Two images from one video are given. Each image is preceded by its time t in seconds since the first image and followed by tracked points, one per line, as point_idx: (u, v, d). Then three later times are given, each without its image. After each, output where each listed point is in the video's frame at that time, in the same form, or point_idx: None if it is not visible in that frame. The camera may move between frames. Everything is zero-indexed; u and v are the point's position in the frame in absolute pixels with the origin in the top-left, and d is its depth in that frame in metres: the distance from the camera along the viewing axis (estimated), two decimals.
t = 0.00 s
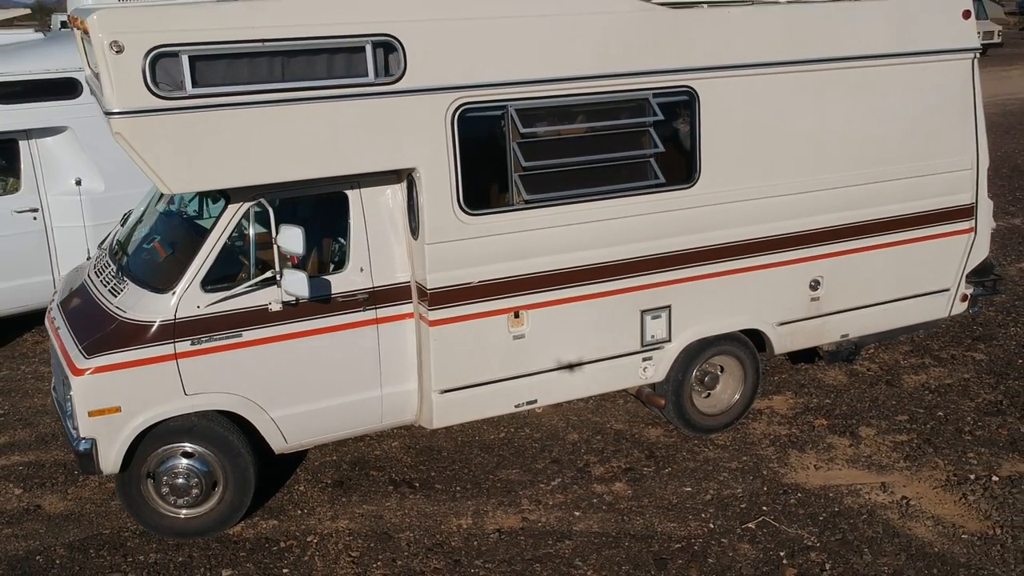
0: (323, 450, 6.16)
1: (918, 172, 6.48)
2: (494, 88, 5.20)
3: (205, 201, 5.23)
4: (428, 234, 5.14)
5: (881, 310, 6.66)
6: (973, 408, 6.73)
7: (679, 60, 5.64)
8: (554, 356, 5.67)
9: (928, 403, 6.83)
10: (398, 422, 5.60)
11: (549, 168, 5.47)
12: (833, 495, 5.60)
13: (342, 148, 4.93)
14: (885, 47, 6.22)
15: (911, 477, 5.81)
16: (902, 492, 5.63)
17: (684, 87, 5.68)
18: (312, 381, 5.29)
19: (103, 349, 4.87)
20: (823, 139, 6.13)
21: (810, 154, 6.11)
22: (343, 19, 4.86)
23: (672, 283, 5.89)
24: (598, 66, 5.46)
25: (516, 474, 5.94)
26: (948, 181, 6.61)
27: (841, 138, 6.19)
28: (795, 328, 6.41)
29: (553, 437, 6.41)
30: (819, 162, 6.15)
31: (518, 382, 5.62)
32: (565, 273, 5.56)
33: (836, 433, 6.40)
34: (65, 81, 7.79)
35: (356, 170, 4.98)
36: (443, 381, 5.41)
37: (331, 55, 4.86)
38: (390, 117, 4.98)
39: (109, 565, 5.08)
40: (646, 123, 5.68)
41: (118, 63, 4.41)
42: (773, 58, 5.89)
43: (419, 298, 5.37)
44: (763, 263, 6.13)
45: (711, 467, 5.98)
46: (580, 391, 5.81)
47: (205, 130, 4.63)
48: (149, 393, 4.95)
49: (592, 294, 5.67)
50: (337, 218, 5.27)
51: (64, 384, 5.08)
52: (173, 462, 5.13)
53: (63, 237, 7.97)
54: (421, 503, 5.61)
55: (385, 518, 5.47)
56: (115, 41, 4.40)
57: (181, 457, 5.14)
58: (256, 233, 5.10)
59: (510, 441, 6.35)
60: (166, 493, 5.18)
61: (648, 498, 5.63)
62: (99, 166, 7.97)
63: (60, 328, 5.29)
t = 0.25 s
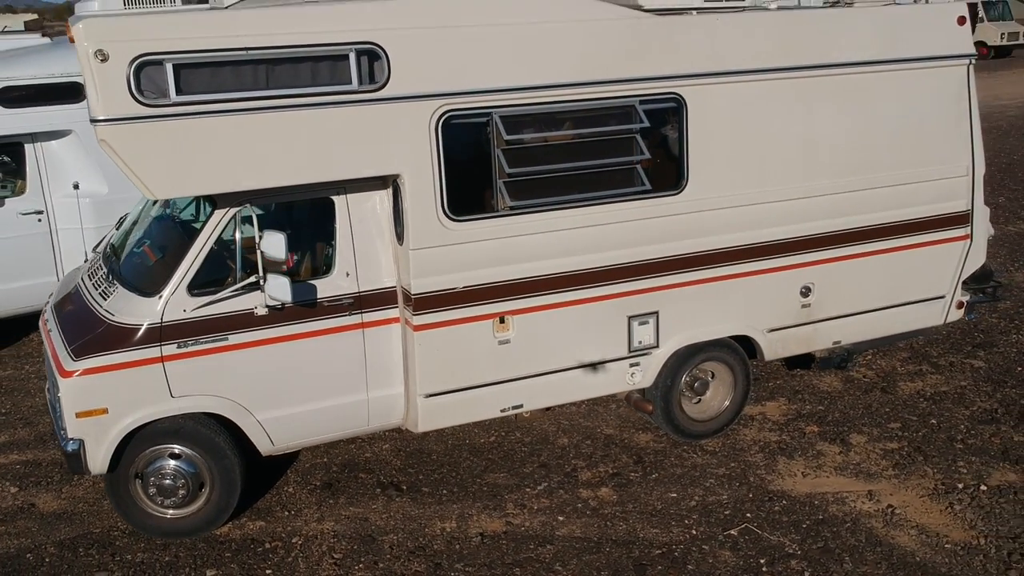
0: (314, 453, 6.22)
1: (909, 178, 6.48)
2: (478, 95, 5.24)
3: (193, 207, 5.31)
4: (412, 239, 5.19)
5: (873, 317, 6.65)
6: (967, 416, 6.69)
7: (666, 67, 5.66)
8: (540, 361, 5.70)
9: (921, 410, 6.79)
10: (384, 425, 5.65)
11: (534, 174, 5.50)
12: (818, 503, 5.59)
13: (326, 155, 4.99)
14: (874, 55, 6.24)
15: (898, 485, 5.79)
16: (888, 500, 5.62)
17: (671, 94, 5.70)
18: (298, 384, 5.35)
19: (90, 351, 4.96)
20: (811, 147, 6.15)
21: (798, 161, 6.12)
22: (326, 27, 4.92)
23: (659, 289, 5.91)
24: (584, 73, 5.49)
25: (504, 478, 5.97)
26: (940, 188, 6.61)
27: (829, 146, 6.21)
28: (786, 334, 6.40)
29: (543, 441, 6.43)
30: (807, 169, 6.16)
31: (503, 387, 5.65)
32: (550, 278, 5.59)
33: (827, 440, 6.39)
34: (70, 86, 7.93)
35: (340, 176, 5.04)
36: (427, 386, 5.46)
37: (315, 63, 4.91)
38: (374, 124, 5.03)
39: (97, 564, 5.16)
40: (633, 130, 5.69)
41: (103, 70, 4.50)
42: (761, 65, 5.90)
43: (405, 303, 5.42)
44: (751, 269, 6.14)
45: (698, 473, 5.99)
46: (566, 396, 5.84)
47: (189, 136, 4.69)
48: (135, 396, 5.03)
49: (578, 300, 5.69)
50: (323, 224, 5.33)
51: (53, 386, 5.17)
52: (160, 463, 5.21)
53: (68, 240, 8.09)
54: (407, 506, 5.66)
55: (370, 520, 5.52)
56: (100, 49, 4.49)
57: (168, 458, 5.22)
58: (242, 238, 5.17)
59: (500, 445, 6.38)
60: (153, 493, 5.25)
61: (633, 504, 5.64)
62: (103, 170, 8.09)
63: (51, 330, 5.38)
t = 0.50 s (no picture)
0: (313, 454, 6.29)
1: (911, 186, 6.43)
2: (471, 103, 5.29)
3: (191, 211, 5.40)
4: (405, 245, 5.24)
5: (874, 325, 6.61)
6: (969, 426, 6.63)
7: (661, 75, 5.68)
8: (533, 366, 5.73)
9: (923, 420, 6.74)
10: (379, 428, 5.71)
11: (528, 181, 5.53)
12: (811, 512, 5.58)
13: (318, 161, 5.05)
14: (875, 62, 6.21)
15: (893, 495, 5.75)
16: (882, 511, 5.58)
17: (666, 101, 5.71)
18: (292, 387, 5.42)
19: (88, 353, 5.06)
20: (811, 155, 6.13)
21: (797, 168, 6.10)
22: (320, 35, 4.99)
23: (654, 296, 5.92)
24: (578, 81, 5.52)
25: (498, 482, 6.01)
26: (944, 196, 6.55)
27: (830, 154, 6.17)
28: (785, 342, 6.38)
29: (540, 445, 6.46)
30: (807, 176, 6.14)
31: (496, 392, 5.69)
32: (543, 285, 5.62)
33: (825, 448, 6.36)
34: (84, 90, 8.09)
35: (332, 183, 5.10)
36: (420, 390, 5.51)
37: (308, 71, 4.98)
38: (367, 131, 5.09)
39: (93, 561, 5.26)
40: (627, 137, 5.70)
41: (98, 78, 4.58)
42: (759, 72, 5.89)
43: (398, 308, 5.47)
44: (749, 276, 6.13)
45: (693, 480, 5.99)
46: (560, 402, 5.86)
47: (183, 143, 4.78)
48: (131, 397, 5.12)
49: (571, 306, 5.72)
50: (318, 229, 5.39)
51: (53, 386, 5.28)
52: (156, 464, 5.30)
53: (81, 240, 8.27)
54: (400, 509, 5.71)
55: (363, 523, 5.58)
56: (96, 58, 4.58)
57: (164, 458, 5.31)
58: (237, 242, 5.25)
59: (497, 449, 6.42)
60: (150, 493, 5.35)
61: (625, 510, 5.65)
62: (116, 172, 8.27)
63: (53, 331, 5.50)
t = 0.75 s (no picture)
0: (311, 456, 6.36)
1: (912, 194, 6.39)
2: (464, 110, 5.32)
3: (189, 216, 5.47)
4: (397, 251, 5.29)
5: (874, 333, 6.57)
6: (971, 435, 6.58)
7: (656, 82, 5.68)
8: (527, 372, 5.75)
9: (924, 428, 6.70)
10: (374, 432, 5.75)
11: (522, 188, 5.56)
12: (804, 521, 5.56)
13: (312, 168, 5.10)
14: (875, 69, 6.18)
15: (888, 505, 5.72)
16: (876, 520, 5.56)
17: (661, 108, 5.73)
18: (287, 391, 5.48)
19: (85, 355, 5.14)
20: (809, 162, 6.11)
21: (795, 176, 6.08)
22: (314, 43, 5.05)
23: (650, 303, 5.92)
24: (572, 88, 5.54)
25: (493, 487, 6.03)
26: (947, 204, 6.50)
27: (829, 161, 6.15)
28: (783, 349, 6.36)
29: (537, 450, 6.48)
30: (805, 184, 6.11)
31: (490, 398, 5.72)
32: (537, 291, 5.64)
33: (823, 457, 6.33)
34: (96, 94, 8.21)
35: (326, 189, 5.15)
36: (414, 395, 5.55)
37: (302, 78, 5.03)
38: (360, 138, 5.14)
39: (90, 560, 5.34)
40: (622, 144, 5.73)
41: (93, 86, 4.66)
42: (756, 79, 5.89)
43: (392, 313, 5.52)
44: (746, 283, 6.12)
45: (687, 487, 5.98)
46: (554, 407, 5.89)
47: (177, 150, 4.84)
48: (127, 399, 5.20)
49: (565, 312, 5.74)
50: (313, 234, 5.45)
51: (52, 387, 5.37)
52: (152, 464, 5.38)
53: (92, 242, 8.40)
54: (394, 512, 5.75)
55: (357, 525, 5.63)
56: (91, 66, 4.65)
57: (160, 459, 5.38)
58: (233, 247, 5.31)
59: (494, 453, 6.45)
60: (146, 493, 5.42)
61: (617, 516, 5.66)
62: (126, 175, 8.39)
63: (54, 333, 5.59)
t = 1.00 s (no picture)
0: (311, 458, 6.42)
1: (915, 202, 6.34)
2: (459, 117, 5.36)
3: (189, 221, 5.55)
4: (392, 257, 5.33)
5: (875, 341, 6.53)
6: (973, 445, 6.52)
7: (652, 89, 5.69)
8: (522, 378, 5.78)
9: (926, 438, 6.65)
10: (370, 436, 5.80)
11: (517, 194, 5.59)
12: (798, 530, 5.54)
13: (307, 174, 5.15)
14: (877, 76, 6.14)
15: (884, 515, 5.69)
16: (871, 530, 5.53)
17: (659, 116, 5.73)
18: (284, 394, 5.54)
19: (84, 357, 5.23)
20: (808, 169, 6.08)
21: (794, 183, 6.06)
22: (309, 51, 5.10)
23: (646, 309, 5.93)
24: (568, 95, 5.56)
25: (489, 491, 6.06)
26: (950, 211, 6.44)
27: (829, 169, 6.12)
28: (782, 357, 6.34)
29: (535, 455, 6.51)
30: (805, 191, 6.09)
31: (485, 403, 5.75)
32: (532, 297, 5.67)
33: (821, 465, 6.30)
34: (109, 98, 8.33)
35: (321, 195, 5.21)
36: (408, 399, 5.59)
37: (297, 86, 5.09)
38: (354, 145, 5.19)
39: (88, 559, 5.43)
40: (618, 151, 5.73)
41: (90, 94, 4.74)
42: (754, 86, 5.88)
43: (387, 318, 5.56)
44: (744, 291, 6.10)
45: (683, 494, 5.98)
46: (550, 413, 5.91)
47: (173, 156, 4.91)
48: (125, 401, 5.28)
49: (561, 318, 5.75)
50: (310, 239, 5.51)
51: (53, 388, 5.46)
52: (150, 465, 5.46)
53: (105, 243, 8.55)
54: (390, 515, 5.80)
55: (352, 528, 5.68)
56: (89, 74, 4.74)
57: (158, 460, 5.46)
58: (230, 252, 5.38)
59: (492, 458, 6.48)
60: (144, 494, 5.51)
61: (610, 522, 5.67)
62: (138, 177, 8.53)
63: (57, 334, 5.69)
